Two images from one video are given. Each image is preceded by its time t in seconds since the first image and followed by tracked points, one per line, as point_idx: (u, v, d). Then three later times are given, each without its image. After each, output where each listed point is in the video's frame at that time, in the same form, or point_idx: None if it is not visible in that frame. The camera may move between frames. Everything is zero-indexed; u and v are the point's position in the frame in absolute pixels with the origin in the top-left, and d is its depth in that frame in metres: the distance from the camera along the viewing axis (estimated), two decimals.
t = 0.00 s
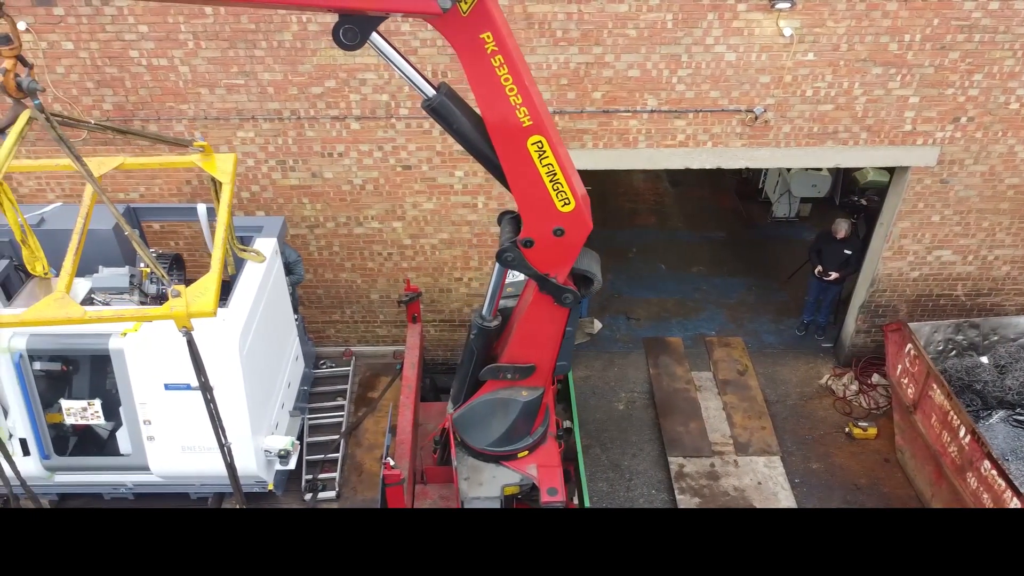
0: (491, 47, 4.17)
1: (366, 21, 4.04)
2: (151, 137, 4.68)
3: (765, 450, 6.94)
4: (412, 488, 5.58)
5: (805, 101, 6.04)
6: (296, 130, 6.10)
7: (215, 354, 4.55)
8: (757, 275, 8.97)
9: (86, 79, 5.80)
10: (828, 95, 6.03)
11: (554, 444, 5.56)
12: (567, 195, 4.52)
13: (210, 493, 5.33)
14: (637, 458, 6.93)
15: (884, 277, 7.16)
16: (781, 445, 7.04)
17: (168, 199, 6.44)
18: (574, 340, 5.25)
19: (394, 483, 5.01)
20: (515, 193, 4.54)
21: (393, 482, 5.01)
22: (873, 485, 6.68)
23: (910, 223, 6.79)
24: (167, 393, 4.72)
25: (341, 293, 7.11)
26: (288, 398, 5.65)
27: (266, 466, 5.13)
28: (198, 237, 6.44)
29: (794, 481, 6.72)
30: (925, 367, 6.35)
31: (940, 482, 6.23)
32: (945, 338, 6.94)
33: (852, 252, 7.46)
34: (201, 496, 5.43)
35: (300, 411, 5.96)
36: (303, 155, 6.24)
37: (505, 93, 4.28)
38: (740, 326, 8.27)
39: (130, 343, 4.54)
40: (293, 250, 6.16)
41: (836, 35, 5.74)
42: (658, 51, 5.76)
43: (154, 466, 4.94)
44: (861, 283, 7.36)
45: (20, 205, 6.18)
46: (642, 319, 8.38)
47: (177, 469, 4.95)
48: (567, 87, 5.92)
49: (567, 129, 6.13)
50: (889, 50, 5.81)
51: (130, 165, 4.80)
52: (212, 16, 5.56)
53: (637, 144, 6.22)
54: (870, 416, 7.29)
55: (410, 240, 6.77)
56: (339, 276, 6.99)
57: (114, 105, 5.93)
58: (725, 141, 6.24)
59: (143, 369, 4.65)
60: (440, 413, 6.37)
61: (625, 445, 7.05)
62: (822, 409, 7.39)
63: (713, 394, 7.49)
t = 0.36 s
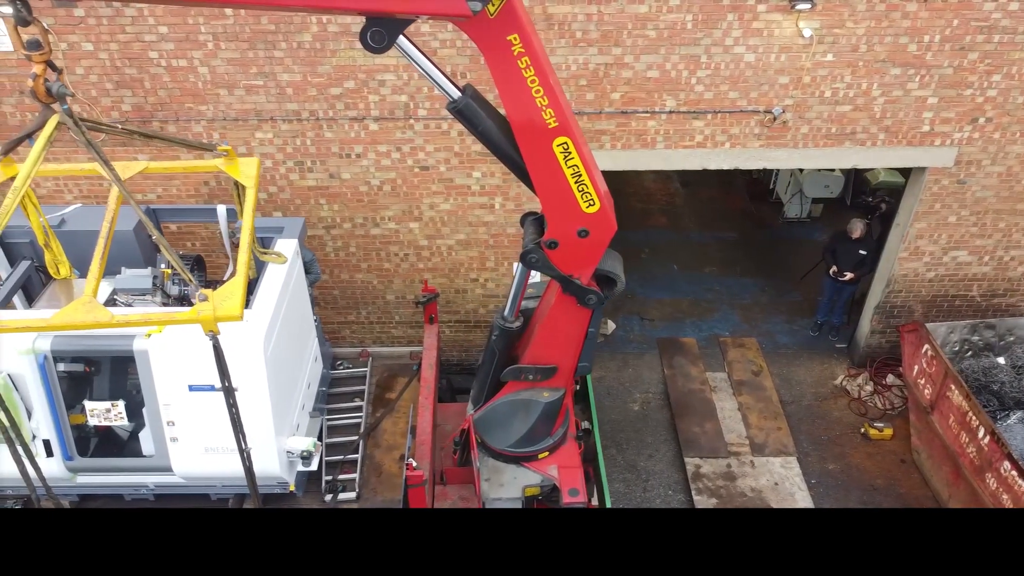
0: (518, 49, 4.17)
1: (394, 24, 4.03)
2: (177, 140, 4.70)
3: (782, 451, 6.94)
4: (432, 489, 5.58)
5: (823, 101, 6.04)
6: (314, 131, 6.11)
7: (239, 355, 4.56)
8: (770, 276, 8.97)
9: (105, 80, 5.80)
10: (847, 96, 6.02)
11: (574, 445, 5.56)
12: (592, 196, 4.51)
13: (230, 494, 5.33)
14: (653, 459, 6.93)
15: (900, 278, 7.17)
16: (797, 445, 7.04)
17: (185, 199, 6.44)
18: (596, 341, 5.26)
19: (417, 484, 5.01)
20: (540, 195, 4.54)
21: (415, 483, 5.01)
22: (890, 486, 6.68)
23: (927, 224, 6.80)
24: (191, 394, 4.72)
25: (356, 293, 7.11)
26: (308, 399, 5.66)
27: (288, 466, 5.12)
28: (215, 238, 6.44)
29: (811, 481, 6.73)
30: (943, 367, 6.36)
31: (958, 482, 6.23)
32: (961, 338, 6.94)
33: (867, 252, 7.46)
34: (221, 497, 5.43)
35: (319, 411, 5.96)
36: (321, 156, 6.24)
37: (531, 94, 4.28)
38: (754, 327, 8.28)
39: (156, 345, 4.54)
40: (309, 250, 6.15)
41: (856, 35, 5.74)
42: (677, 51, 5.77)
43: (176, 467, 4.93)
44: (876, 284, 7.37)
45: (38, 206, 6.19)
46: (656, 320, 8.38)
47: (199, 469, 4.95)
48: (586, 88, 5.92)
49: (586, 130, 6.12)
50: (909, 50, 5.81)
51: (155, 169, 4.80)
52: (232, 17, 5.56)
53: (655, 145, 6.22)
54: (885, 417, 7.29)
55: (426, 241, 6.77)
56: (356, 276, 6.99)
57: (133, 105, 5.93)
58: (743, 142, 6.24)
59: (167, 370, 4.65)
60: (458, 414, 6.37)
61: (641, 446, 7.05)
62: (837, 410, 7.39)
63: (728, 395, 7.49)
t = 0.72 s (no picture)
0: (545, 50, 4.16)
1: (421, 26, 4.05)
2: (201, 143, 4.70)
3: (798, 451, 6.95)
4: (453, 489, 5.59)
5: (842, 102, 6.05)
6: (333, 132, 6.11)
7: (265, 356, 4.56)
8: (783, 276, 8.98)
9: (125, 81, 5.81)
10: (866, 97, 6.03)
11: (595, 445, 5.57)
12: (617, 197, 4.51)
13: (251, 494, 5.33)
14: (670, 459, 6.93)
15: (916, 278, 7.17)
16: (813, 446, 7.05)
17: (203, 200, 6.44)
18: (618, 341, 5.26)
19: (440, 485, 5.01)
20: (565, 196, 4.54)
21: (438, 484, 5.01)
22: (907, 486, 6.68)
23: (943, 225, 6.80)
24: (216, 394, 4.72)
25: (373, 293, 7.11)
26: (328, 400, 5.66)
27: (310, 467, 5.13)
28: (232, 238, 6.44)
29: (828, 481, 6.73)
30: (960, 367, 6.36)
31: (976, 483, 6.23)
32: (977, 338, 6.95)
33: (883, 253, 7.46)
34: (242, 497, 5.43)
35: (339, 412, 5.97)
36: (339, 157, 6.24)
37: (558, 96, 4.27)
38: (768, 327, 8.28)
39: (182, 346, 4.55)
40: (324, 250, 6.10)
41: (875, 36, 5.74)
42: (697, 52, 5.77)
43: (200, 468, 4.94)
44: (892, 284, 7.37)
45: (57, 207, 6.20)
46: (669, 320, 8.39)
47: (223, 470, 4.96)
48: (605, 88, 5.92)
49: (604, 130, 6.12)
50: (928, 51, 5.81)
51: (180, 172, 4.80)
52: (252, 17, 5.56)
53: (673, 145, 6.22)
54: (901, 417, 7.29)
55: (443, 241, 6.77)
56: (372, 277, 6.99)
57: (152, 106, 5.93)
58: (762, 142, 6.24)
59: (192, 370, 4.65)
60: (476, 414, 6.37)
61: (658, 446, 7.05)
62: (853, 410, 7.39)
63: (744, 395, 7.49)
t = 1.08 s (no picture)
0: (574, 52, 4.13)
1: (451, 28, 4.01)
2: (227, 146, 4.70)
3: (815, 451, 6.95)
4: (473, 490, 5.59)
5: (861, 103, 6.05)
6: (352, 133, 6.11)
7: (291, 358, 4.57)
8: (796, 276, 8.98)
9: (145, 81, 5.81)
10: (885, 98, 6.03)
11: (616, 446, 5.58)
12: (643, 198, 4.51)
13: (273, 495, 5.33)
14: (687, 460, 6.94)
15: (933, 278, 7.17)
16: (830, 446, 7.05)
17: (222, 201, 6.43)
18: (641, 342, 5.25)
19: (463, 486, 5.01)
20: (591, 198, 4.53)
21: (462, 485, 5.01)
22: (924, 487, 6.68)
23: (961, 225, 6.80)
24: (241, 396, 4.72)
25: (389, 294, 7.10)
26: (349, 400, 5.66)
27: (334, 468, 5.13)
28: (250, 239, 6.44)
29: (845, 482, 6.73)
30: (979, 368, 6.37)
31: (995, 484, 6.23)
32: (994, 339, 6.95)
33: (899, 254, 7.46)
34: (264, 498, 5.43)
35: (359, 413, 5.97)
36: (358, 158, 6.24)
37: (585, 98, 4.25)
38: (783, 327, 8.28)
39: (207, 347, 4.54)
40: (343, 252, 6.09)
41: (896, 37, 5.74)
42: (718, 53, 5.77)
43: (224, 469, 4.93)
44: (908, 285, 7.36)
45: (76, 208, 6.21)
46: (684, 321, 8.39)
47: (247, 472, 4.95)
48: (625, 89, 5.92)
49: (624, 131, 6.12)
50: (948, 52, 5.81)
51: (205, 174, 4.79)
52: (274, 19, 5.56)
53: (693, 146, 6.22)
54: (917, 418, 7.29)
55: (461, 242, 6.76)
56: (389, 278, 6.98)
57: (172, 107, 5.93)
58: (781, 143, 6.24)
59: (218, 371, 4.65)
60: (495, 415, 6.36)
61: (674, 447, 7.05)
62: (869, 411, 7.39)
63: (760, 396, 7.49)
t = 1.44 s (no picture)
0: (604, 53, 4.12)
1: (482, 30, 4.00)
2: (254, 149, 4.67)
3: (834, 451, 6.95)
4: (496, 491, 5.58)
5: (882, 103, 6.05)
6: (372, 133, 6.11)
7: (318, 359, 4.58)
8: (810, 277, 8.98)
9: (166, 82, 5.81)
10: (906, 98, 6.02)
11: (639, 446, 5.60)
12: (671, 199, 4.51)
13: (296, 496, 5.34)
14: (704, 460, 6.93)
15: (951, 279, 7.17)
16: (848, 446, 7.04)
17: (241, 201, 6.43)
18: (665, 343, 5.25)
19: (488, 487, 5.01)
20: (619, 198, 4.52)
21: (487, 486, 5.01)
22: (943, 487, 6.67)
23: (979, 226, 6.81)
24: (267, 397, 4.72)
25: (407, 295, 7.09)
26: (371, 401, 5.66)
27: (358, 469, 5.13)
28: (269, 239, 6.43)
29: (864, 482, 6.73)
30: (1000, 368, 6.37)
31: (1015, 485, 6.22)
32: (1013, 339, 6.96)
33: (916, 254, 7.45)
34: (287, 499, 5.44)
35: (379, 413, 5.96)
36: (378, 158, 6.24)
37: (615, 98, 4.25)
38: (798, 327, 8.28)
39: (235, 348, 4.55)
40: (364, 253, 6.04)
41: (918, 37, 5.74)
42: (739, 53, 5.77)
43: (249, 470, 4.93)
44: (925, 285, 7.37)
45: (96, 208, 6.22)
46: (698, 321, 8.38)
47: (272, 473, 4.96)
48: (646, 89, 5.91)
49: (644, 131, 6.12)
50: (970, 52, 5.81)
51: (231, 177, 4.78)
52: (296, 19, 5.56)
53: (713, 146, 6.22)
54: (934, 418, 7.29)
55: (479, 243, 6.76)
56: (407, 278, 6.98)
57: (193, 107, 5.93)
58: (801, 143, 6.24)
59: (244, 372, 4.65)
60: (514, 415, 6.36)
61: (692, 447, 7.04)
62: (886, 411, 7.38)
63: (777, 396, 7.49)
